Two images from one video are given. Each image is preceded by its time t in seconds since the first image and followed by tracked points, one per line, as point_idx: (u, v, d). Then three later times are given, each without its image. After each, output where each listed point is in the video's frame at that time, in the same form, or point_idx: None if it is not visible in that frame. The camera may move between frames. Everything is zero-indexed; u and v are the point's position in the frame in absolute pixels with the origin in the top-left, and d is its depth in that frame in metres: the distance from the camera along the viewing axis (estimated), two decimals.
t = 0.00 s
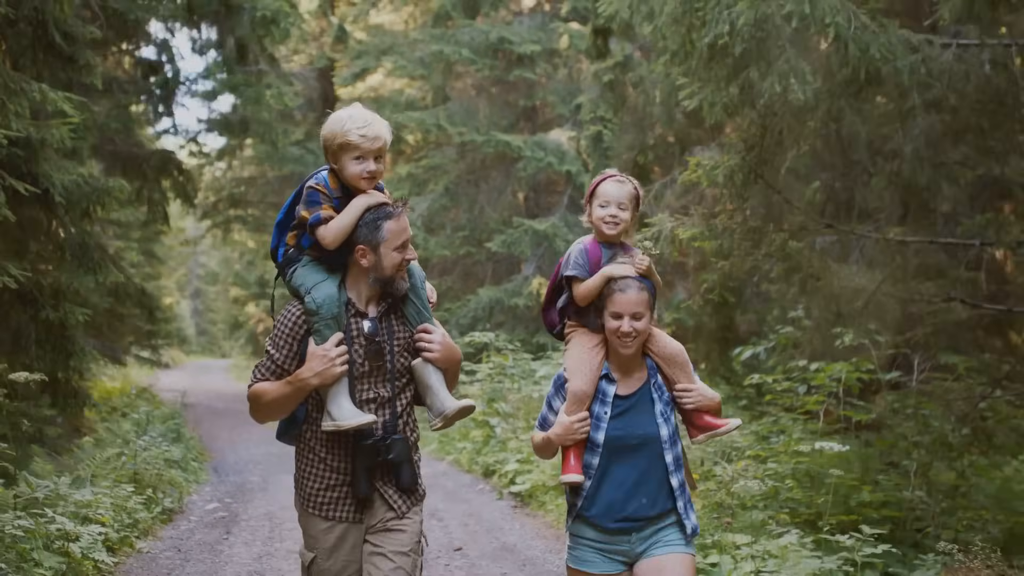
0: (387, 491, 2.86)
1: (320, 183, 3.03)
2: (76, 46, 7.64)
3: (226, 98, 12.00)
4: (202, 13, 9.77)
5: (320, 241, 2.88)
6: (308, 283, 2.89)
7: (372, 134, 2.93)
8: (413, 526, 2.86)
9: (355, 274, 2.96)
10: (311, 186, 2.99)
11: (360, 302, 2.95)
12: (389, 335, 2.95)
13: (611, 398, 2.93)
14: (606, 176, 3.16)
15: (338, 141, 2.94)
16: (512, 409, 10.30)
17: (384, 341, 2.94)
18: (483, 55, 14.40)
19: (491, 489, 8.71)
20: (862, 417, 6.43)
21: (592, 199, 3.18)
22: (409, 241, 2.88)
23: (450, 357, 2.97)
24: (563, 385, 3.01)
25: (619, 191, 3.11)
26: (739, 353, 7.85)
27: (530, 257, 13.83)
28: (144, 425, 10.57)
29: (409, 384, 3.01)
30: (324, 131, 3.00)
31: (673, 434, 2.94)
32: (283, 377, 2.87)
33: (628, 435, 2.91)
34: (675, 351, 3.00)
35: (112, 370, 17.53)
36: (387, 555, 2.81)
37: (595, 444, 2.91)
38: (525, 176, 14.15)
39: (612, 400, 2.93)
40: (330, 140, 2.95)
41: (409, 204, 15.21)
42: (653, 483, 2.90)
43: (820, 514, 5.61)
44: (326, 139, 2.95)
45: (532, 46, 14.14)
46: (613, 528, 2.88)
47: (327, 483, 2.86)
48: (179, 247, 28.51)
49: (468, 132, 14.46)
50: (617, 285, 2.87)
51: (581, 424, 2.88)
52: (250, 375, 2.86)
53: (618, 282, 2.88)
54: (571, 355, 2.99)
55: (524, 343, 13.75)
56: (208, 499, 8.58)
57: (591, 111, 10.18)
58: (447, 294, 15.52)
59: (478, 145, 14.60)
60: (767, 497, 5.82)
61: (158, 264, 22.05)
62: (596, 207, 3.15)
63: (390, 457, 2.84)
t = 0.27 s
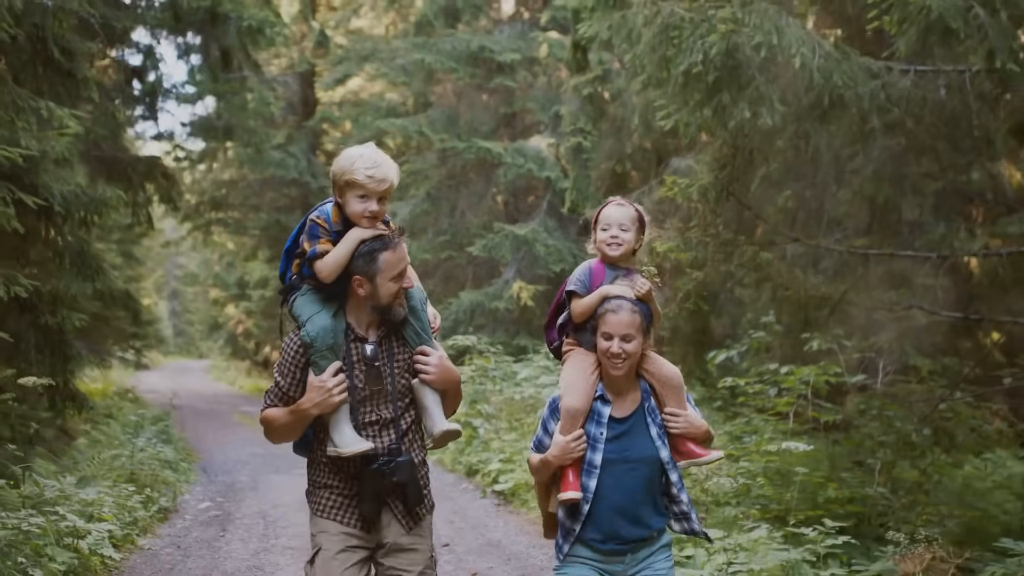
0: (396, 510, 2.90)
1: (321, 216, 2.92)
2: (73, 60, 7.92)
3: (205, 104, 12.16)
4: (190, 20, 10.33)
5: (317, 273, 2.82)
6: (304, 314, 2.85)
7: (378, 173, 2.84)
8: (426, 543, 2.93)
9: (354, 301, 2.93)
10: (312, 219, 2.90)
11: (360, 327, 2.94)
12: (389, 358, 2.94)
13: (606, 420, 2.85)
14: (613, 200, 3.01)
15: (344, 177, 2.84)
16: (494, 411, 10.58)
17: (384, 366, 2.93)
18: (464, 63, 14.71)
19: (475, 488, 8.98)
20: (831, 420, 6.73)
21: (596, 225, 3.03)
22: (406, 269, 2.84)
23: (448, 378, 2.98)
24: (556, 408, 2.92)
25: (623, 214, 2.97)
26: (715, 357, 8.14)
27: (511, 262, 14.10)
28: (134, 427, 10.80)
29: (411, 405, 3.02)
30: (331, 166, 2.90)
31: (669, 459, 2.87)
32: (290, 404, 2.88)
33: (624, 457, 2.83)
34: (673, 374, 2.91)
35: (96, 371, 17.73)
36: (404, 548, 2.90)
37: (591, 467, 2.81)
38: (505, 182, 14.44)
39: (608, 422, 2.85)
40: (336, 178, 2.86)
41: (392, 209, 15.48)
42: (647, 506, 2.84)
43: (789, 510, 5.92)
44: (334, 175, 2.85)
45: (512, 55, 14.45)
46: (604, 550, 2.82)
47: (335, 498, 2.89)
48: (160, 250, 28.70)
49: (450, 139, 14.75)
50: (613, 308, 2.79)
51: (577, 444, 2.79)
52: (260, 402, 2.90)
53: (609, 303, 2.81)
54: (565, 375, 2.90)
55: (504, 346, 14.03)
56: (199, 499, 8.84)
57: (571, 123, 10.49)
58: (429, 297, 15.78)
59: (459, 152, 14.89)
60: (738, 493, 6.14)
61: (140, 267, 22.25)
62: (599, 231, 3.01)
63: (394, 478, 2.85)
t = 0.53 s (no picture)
0: (391, 510, 2.96)
1: (328, 218, 3.00)
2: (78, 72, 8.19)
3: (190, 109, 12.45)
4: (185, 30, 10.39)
5: (321, 274, 2.88)
6: (310, 317, 2.90)
7: (378, 175, 2.88)
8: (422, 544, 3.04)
9: (359, 306, 2.97)
10: (319, 223, 2.98)
11: (364, 332, 2.98)
12: (391, 364, 2.99)
13: (606, 406, 2.91)
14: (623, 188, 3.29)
15: (347, 181, 2.90)
16: (484, 412, 10.85)
17: (386, 370, 2.98)
18: (452, 71, 15.01)
19: (466, 486, 9.24)
20: (809, 420, 7.03)
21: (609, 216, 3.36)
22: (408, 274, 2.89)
23: (452, 382, 3.02)
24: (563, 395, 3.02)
25: (630, 203, 3.26)
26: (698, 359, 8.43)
27: (499, 265, 14.36)
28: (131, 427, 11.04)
29: (414, 408, 3.06)
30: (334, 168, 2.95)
31: (673, 443, 2.89)
32: (294, 403, 2.92)
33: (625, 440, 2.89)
34: (676, 363, 2.93)
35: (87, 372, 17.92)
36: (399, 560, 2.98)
37: (589, 451, 2.90)
38: (493, 187, 14.72)
39: (607, 408, 2.92)
40: (339, 181, 2.91)
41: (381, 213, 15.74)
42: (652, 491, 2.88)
43: (769, 506, 6.21)
44: (336, 178, 2.91)
45: (500, 63, 14.75)
46: (615, 532, 2.88)
47: (334, 494, 2.94)
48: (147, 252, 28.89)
49: (439, 144, 15.04)
50: (598, 297, 2.88)
51: (576, 428, 2.89)
52: (265, 399, 2.93)
53: (594, 293, 2.90)
54: (569, 362, 2.99)
55: (492, 347, 14.31)
56: (197, 496, 9.13)
57: (560, 134, 10.79)
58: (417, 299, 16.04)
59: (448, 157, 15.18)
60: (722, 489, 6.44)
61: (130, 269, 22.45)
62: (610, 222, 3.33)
63: (387, 482, 2.91)
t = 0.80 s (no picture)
0: (395, 513, 2.85)
1: (341, 230, 2.92)
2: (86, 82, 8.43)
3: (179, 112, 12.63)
4: (182, 35, 10.46)
5: (335, 283, 2.80)
6: (326, 321, 2.81)
7: (391, 188, 2.84)
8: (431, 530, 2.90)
9: (372, 310, 2.86)
10: (332, 231, 2.90)
11: (377, 337, 2.88)
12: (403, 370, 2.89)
13: (635, 421, 2.84)
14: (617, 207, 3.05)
15: (360, 193, 2.87)
16: (478, 411, 11.07)
17: (398, 375, 2.88)
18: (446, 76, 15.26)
19: (462, 483, 9.43)
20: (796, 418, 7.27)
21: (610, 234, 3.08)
22: (422, 282, 2.81)
23: (460, 390, 2.95)
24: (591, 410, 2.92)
25: (622, 225, 3.00)
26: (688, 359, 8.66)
27: (492, 267, 14.59)
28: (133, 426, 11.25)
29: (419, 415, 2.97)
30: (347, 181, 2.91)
31: (696, 459, 2.81)
32: (307, 409, 2.80)
33: (649, 453, 2.81)
34: (702, 378, 2.83)
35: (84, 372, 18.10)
36: (409, 558, 2.84)
37: (618, 467, 2.82)
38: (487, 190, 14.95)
39: (636, 423, 2.84)
40: (355, 193, 2.86)
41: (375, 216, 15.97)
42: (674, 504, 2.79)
43: (755, 500, 6.51)
44: (350, 190, 2.87)
45: (493, 68, 15.02)
46: (637, 545, 2.81)
47: (341, 502, 2.85)
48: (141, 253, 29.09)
49: (433, 148, 15.28)
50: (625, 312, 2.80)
51: (606, 444, 2.79)
52: (275, 405, 2.82)
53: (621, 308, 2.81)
54: (597, 378, 2.89)
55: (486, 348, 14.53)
56: (205, 493, 9.36)
57: (553, 143, 11.05)
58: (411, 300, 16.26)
59: (442, 160, 15.42)
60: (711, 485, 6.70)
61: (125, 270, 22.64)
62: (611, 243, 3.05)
63: (394, 485, 2.80)
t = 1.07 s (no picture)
0: (410, 515, 2.88)
1: (357, 226, 2.95)
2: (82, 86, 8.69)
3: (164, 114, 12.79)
4: (171, 39, 10.16)
5: (351, 278, 2.83)
6: (338, 326, 2.83)
7: (412, 184, 2.89)
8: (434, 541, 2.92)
9: (380, 312, 2.90)
10: (348, 228, 2.94)
11: (386, 340, 2.91)
12: (411, 373, 2.93)
13: (674, 421, 2.82)
14: (648, 212, 3.03)
15: (380, 191, 2.91)
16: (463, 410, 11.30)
17: (406, 379, 2.92)
18: (431, 80, 15.52)
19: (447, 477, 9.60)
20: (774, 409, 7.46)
21: (637, 243, 3.02)
22: (431, 283, 2.82)
23: (468, 391, 2.99)
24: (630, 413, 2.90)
25: (662, 233, 2.97)
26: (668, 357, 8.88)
27: (475, 267, 14.81)
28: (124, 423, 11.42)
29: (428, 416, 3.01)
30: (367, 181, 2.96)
31: (737, 457, 2.75)
32: (316, 412, 2.82)
33: (690, 453, 2.78)
34: (736, 374, 2.79)
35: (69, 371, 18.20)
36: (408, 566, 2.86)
37: (663, 469, 2.79)
38: (470, 191, 15.18)
39: (675, 423, 2.82)
40: (374, 192, 2.92)
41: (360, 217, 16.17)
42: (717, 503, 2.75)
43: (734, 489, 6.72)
44: (369, 189, 2.92)
45: (476, 72, 15.29)
46: (685, 546, 2.76)
47: (352, 507, 2.87)
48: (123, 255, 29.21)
49: (418, 150, 15.52)
50: (659, 313, 2.77)
51: (647, 448, 2.77)
52: (285, 409, 2.82)
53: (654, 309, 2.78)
54: (633, 381, 2.88)
55: (468, 346, 14.76)
56: (195, 487, 9.52)
57: (536, 148, 11.31)
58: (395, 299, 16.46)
59: (426, 162, 15.65)
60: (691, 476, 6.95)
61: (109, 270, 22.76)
62: (645, 253, 3.00)
63: (412, 486, 2.84)
